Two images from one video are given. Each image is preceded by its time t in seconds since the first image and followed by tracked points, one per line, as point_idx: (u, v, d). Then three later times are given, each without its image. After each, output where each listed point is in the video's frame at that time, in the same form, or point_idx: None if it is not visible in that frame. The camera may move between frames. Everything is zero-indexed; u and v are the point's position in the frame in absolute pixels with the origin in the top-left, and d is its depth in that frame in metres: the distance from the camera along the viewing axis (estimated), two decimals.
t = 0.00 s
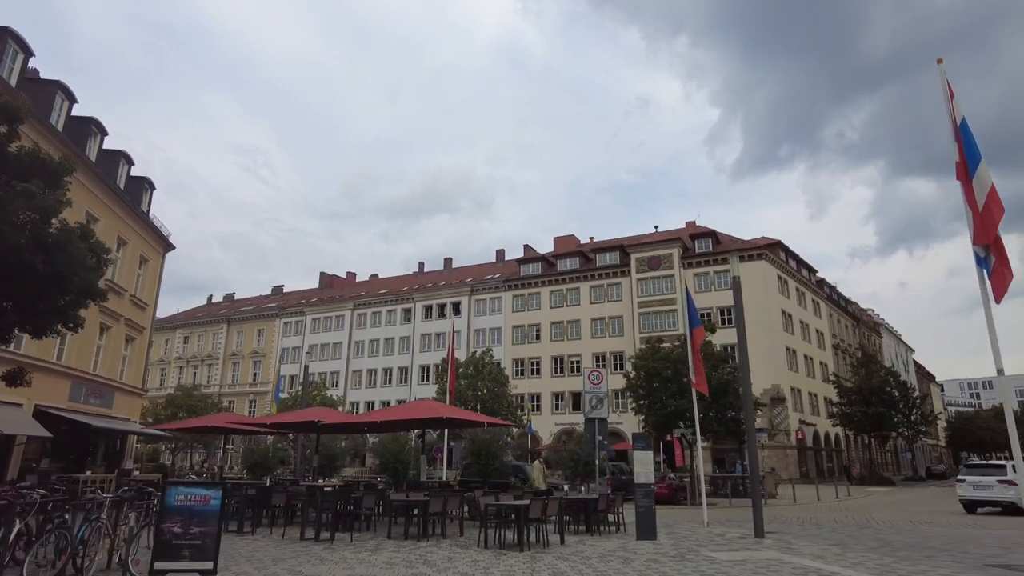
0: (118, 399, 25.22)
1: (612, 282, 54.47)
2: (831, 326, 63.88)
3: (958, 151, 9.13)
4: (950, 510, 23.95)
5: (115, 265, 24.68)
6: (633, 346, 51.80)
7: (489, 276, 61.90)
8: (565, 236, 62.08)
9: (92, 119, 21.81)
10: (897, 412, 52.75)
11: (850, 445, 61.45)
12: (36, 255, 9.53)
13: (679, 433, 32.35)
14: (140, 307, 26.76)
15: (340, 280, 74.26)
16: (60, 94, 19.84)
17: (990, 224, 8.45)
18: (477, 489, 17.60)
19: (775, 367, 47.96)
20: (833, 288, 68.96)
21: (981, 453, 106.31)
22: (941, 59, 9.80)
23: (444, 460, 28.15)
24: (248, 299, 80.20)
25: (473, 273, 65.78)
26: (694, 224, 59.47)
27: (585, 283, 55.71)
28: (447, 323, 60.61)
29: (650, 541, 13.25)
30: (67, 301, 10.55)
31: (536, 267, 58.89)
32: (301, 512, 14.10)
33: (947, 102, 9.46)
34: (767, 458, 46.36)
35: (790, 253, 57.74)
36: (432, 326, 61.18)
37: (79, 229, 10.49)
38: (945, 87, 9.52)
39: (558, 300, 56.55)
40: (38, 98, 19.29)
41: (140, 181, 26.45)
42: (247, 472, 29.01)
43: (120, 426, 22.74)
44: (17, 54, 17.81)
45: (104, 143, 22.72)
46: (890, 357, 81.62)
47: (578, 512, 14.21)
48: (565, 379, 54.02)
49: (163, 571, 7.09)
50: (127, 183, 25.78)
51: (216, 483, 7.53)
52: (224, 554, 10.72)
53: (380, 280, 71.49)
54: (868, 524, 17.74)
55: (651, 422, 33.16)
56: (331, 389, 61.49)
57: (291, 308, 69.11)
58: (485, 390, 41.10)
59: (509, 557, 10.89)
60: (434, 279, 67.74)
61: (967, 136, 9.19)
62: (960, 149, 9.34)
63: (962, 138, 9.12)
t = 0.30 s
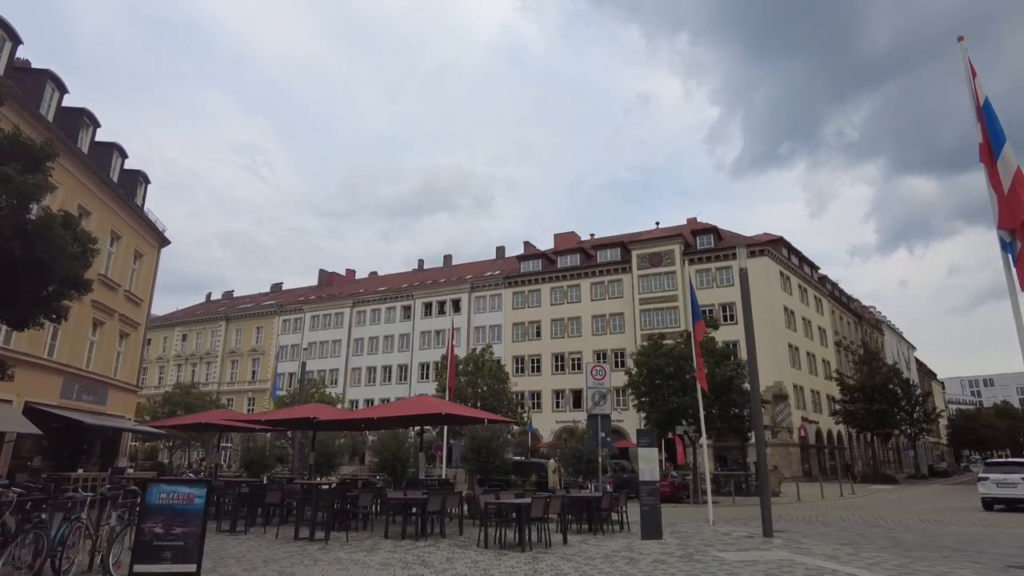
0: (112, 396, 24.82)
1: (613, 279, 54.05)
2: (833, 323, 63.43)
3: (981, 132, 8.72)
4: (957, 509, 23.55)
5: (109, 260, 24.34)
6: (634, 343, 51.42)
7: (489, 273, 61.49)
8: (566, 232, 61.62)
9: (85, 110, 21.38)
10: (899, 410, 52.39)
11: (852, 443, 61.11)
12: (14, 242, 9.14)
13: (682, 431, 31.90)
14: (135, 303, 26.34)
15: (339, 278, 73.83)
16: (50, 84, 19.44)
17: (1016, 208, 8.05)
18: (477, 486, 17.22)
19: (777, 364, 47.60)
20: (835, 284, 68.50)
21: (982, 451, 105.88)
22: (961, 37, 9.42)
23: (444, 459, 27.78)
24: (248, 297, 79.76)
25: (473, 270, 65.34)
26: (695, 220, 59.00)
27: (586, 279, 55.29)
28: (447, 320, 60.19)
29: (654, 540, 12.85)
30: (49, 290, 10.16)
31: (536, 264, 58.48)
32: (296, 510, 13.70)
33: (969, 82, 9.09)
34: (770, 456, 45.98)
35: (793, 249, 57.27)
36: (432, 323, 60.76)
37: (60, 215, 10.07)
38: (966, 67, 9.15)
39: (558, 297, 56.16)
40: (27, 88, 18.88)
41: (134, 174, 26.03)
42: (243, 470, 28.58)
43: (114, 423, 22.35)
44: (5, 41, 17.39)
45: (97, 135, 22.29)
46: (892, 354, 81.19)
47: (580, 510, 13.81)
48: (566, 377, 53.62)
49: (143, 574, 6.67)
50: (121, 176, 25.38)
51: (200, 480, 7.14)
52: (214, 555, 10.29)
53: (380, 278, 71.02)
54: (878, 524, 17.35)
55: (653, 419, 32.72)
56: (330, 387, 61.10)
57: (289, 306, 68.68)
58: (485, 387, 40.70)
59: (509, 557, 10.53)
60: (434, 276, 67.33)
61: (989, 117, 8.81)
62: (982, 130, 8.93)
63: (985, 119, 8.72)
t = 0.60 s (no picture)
0: (107, 392, 24.42)
1: (615, 274, 53.64)
2: (835, 319, 63.03)
3: (1010, 112, 8.34)
4: (965, 506, 23.20)
5: (104, 254, 23.91)
6: (635, 339, 51.06)
7: (490, 269, 61.11)
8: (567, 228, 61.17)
9: (78, 101, 20.94)
10: (903, 406, 52.07)
11: (855, 440, 60.77)
12: None
13: (686, 427, 31.48)
14: (131, 298, 25.96)
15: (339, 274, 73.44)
16: (42, 73, 19.02)
17: None
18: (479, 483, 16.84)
19: (780, 360, 47.22)
20: (837, 280, 68.09)
21: (983, 447, 105.56)
22: (988, 14, 9.05)
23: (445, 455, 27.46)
24: (247, 293, 79.36)
25: (473, 266, 64.92)
26: (697, 215, 58.56)
27: (587, 275, 54.87)
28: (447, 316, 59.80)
29: (662, 539, 12.49)
30: (36, 280, 9.77)
31: (537, 259, 58.09)
32: (293, 508, 13.32)
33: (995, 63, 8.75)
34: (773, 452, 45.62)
35: (795, 245, 56.83)
36: (432, 319, 60.38)
37: (45, 202, 9.68)
38: (992, 47, 8.81)
39: (559, 293, 55.76)
40: (17, 76, 18.47)
41: (130, 166, 25.59)
42: (242, 466, 28.21)
43: (110, 419, 22.00)
44: None
45: (90, 126, 21.85)
46: (894, 350, 80.82)
47: (585, 507, 13.43)
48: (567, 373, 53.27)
49: None
50: (116, 169, 24.96)
51: (189, 477, 6.75)
52: (207, 557, 9.88)
53: (380, 274, 70.63)
54: (888, 521, 17.02)
55: (656, 416, 32.33)
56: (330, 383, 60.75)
57: (289, 302, 68.30)
58: (486, 383, 40.35)
59: (514, 557, 10.14)
60: (434, 272, 66.91)
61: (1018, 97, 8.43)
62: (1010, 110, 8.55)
63: (1014, 99, 8.34)
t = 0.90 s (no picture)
0: (104, 385, 24.07)
1: (618, 269, 53.21)
2: (839, 314, 62.56)
3: None
4: (975, 503, 22.85)
5: (101, 245, 23.57)
6: (638, 333, 50.68)
7: (492, 263, 60.69)
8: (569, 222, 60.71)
9: (73, 88, 20.53)
10: (908, 402, 51.68)
11: (859, 436, 60.38)
12: None
13: (691, 422, 31.09)
14: (129, 291, 25.59)
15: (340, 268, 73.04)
16: (35, 59, 18.61)
17: None
18: (482, 478, 16.50)
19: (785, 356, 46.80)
20: (841, 275, 67.60)
21: (985, 443, 105.16)
22: None
23: (448, 450, 27.16)
24: (248, 288, 78.97)
25: (475, 260, 64.52)
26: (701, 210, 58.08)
27: (590, 269, 54.43)
28: (449, 311, 59.43)
29: (672, 536, 12.13)
30: (23, 267, 9.39)
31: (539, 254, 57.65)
32: (291, 503, 12.95)
33: None
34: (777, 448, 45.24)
35: (800, 239, 56.36)
36: (433, 314, 60.02)
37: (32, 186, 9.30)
38: None
39: (562, 288, 55.35)
40: (11, 62, 18.06)
41: (127, 156, 25.17)
42: (241, 461, 27.87)
43: (107, 413, 21.65)
44: None
45: (86, 114, 21.45)
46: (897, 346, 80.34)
47: (592, 504, 13.06)
48: (569, 368, 52.94)
49: None
50: (113, 159, 24.56)
51: (180, 472, 6.37)
52: (202, 554, 9.51)
53: (381, 268, 70.26)
54: (901, 519, 16.67)
55: (660, 411, 31.92)
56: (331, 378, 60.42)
57: (290, 296, 67.93)
58: (488, 377, 39.98)
59: (521, 556, 9.77)
60: (436, 266, 66.50)
61: None
62: None
63: None
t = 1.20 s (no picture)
0: (102, 374, 23.77)
1: (620, 258, 52.80)
2: (843, 305, 62.22)
3: None
4: (983, 494, 22.59)
5: (97, 232, 23.20)
6: (640, 324, 50.36)
7: (493, 253, 60.25)
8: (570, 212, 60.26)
9: (67, 71, 20.07)
10: (911, 392, 51.47)
11: (861, 427, 60.20)
12: None
13: (695, 412, 30.80)
14: (126, 278, 25.25)
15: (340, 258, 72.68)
16: (27, 40, 18.18)
17: None
18: (486, 468, 16.17)
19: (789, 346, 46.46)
20: (844, 265, 67.21)
21: (986, 435, 105.01)
22: None
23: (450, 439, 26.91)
24: (248, 278, 78.59)
25: (476, 250, 64.12)
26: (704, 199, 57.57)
27: (592, 259, 54.03)
28: (450, 301, 59.10)
29: (681, 527, 11.83)
30: (10, 248, 9.03)
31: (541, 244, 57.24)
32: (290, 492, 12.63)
33: None
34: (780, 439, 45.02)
35: (804, 229, 55.93)
36: (434, 304, 59.69)
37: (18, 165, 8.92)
38: None
39: (564, 278, 54.98)
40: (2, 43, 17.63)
41: (123, 142, 24.76)
42: (240, 451, 27.59)
43: (104, 402, 21.34)
44: None
45: (80, 98, 21.03)
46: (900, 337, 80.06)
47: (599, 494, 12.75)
48: (571, 358, 52.66)
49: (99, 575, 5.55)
50: (109, 144, 24.17)
51: (170, 461, 6.05)
52: (197, 546, 9.18)
53: (381, 258, 69.89)
54: (912, 511, 16.36)
55: (664, 401, 31.61)
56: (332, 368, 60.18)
57: (290, 286, 67.60)
58: (490, 367, 39.69)
59: (528, 547, 9.46)
60: (437, 256, 66.10)
61: None
62: None
63: None
